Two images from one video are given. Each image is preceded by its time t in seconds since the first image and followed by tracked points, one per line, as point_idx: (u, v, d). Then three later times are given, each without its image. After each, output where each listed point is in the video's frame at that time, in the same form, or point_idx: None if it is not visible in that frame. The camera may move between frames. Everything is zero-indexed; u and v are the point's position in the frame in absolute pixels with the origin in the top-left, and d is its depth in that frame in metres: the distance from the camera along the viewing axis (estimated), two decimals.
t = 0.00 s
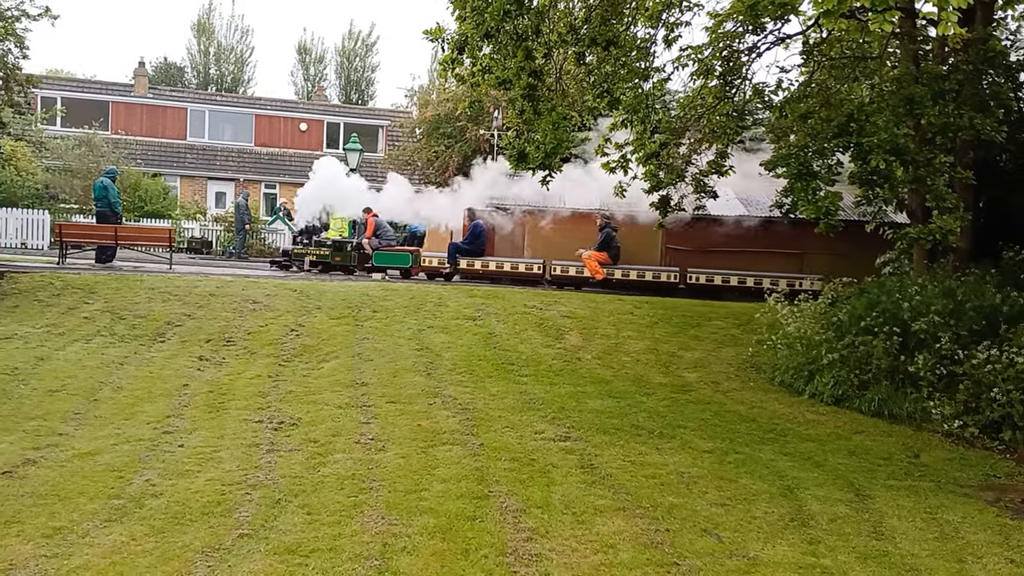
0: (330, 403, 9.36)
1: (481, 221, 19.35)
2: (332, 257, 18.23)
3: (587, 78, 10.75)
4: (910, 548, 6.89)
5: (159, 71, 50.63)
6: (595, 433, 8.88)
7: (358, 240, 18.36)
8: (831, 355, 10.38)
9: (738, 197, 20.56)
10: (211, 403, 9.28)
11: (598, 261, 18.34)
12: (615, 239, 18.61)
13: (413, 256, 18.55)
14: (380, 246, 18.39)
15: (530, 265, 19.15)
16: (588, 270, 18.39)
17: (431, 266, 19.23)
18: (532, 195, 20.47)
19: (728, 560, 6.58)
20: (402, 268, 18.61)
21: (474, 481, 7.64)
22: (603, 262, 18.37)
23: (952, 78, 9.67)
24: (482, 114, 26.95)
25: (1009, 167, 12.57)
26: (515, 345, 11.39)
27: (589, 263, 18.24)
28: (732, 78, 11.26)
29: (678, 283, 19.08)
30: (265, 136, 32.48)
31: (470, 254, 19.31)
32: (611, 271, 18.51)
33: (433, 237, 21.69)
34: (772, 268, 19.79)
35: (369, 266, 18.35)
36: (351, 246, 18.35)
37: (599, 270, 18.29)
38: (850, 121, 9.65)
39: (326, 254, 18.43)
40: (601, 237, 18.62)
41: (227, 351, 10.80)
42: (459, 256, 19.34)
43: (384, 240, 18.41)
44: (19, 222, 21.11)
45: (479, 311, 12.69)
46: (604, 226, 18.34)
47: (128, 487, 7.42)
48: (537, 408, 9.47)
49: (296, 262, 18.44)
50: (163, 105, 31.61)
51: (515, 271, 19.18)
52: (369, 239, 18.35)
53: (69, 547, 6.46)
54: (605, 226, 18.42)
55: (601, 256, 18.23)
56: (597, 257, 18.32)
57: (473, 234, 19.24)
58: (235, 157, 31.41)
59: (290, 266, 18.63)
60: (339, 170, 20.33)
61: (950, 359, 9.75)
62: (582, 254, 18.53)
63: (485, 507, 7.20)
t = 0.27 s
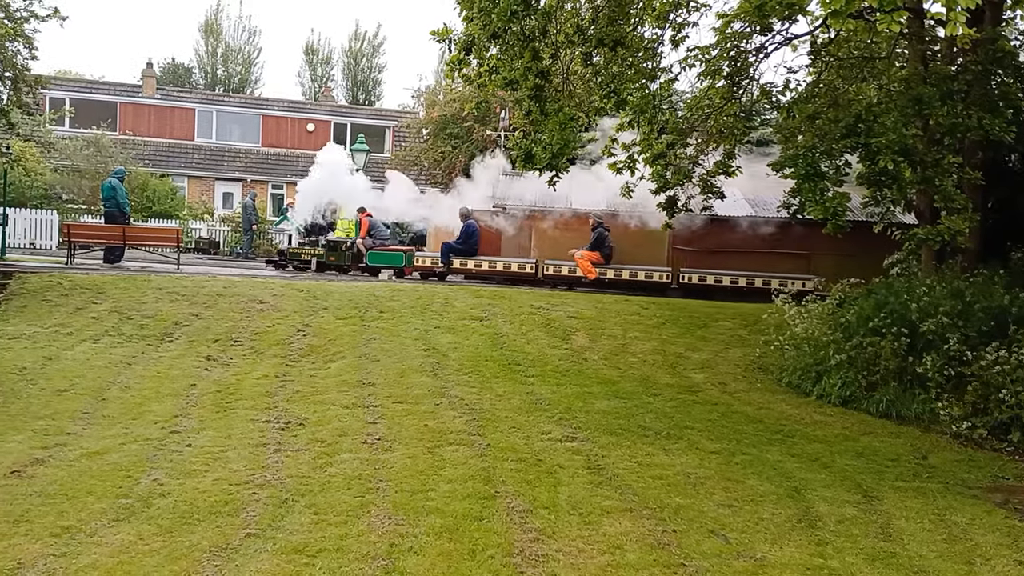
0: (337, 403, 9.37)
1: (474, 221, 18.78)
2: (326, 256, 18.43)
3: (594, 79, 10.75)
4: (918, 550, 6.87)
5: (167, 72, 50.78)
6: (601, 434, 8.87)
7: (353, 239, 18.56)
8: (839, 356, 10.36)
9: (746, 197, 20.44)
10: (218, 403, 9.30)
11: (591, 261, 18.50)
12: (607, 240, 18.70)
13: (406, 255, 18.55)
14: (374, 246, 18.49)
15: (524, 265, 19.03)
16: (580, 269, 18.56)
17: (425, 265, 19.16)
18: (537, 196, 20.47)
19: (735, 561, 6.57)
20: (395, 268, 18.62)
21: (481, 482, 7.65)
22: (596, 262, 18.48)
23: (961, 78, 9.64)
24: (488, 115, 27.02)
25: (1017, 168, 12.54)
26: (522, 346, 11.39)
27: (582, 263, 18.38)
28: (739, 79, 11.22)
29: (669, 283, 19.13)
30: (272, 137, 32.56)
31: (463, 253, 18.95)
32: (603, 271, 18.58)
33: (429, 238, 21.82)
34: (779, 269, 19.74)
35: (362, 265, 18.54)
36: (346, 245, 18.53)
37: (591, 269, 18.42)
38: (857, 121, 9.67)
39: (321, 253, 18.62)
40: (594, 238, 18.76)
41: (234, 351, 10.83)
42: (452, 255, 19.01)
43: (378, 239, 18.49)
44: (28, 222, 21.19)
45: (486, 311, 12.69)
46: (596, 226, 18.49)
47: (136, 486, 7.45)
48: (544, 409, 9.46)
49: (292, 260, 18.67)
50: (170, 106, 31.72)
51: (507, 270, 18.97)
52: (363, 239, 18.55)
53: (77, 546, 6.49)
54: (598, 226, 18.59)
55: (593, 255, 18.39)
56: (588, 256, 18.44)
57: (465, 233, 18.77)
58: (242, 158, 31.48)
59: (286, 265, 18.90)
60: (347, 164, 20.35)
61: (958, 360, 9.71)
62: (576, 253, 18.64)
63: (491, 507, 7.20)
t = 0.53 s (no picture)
0: (344, 403, 9.39)
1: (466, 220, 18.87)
2: (322, 256, 18.39)
3: (601, 79, 10.74)
4: (927, 551, 6.84)
5: (175, 73, 50.95)
6: (609, 435, 8.86)
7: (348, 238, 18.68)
8: (847, 357, 10.33)
9: (754, 198, 20.36)
10: (226, 403, 9.32)
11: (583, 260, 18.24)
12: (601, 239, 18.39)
13: (401, 255, 18.83)
14: (369, 246, 18.82)
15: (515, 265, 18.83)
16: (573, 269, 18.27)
17: (418, 265, 19.16)
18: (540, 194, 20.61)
19: (743, 562, 6.55)
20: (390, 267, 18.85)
21: (488, 482, 7.65)
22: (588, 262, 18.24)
23: (970, 78, 9.56)
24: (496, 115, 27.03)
25: None
26: (529, 346, 11.39)
27: (576, 263, 18.09)
28: (747, 79, 11.18)
29: (662, 283, 18.90)
30: (280, 137, 32.64)
31: (456, 253, 18.94)
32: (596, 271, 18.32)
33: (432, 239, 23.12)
34: (786, 269, 19.70)
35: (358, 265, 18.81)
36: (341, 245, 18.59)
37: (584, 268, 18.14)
38: (866, 121, 9.66)
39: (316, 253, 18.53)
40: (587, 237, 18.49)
41: (242, 351, 10.86)
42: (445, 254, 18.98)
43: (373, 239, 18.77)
44: (37, 222, 21.29)
45: (493, 312, 12.69)
46: (589, 226, 18.25)
47: (144, 486, 7.47)
48: (551, 409, 9.46)
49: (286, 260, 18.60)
50: (179, 106, 31.83)
51: (500, 270, 18.87)
52: (358, 238, 18.81)
53: (86, 546, 6.51)
54: (590, 225, 18.28)
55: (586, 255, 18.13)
56: (581, 256, 18.23)
57: (458, 232, 18.81)
58: (250, 158, 31.57)
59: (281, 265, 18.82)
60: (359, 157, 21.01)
61: (968, 361, 9.66)
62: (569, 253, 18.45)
63: (499, 508, 7.20)
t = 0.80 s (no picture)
0: (352, 403, 9.40)
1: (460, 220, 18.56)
2: (316, 254, 18.52)
3: (609, 79, 10.72)
4: (936, 554, 6.81)
5: (184, 73, 51.10)
6: (616, 436, 8.85)
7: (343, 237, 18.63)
8: (856, 358, 10.30)
9: (763, 198, 20.30)
10: (234, 403, 9.35)
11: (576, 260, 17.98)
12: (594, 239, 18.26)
13: (394, 255, 18.35)
14: (362, 245, 18.43)
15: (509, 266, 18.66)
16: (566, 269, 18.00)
17: (413, 264, 18.83)
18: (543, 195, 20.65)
19: (750, 564, 6.53)
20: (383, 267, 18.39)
21: (495, 482, 7.66)
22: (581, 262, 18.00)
23: (980, 79, 9.52)
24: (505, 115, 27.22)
25: None
26: (536, 347, 11.39)
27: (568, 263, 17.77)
28: (756, 79, 11.15)
29: (655, 283, 18.70)
30: (288, 137, 32.71)
31: (449, 253, 18.72)
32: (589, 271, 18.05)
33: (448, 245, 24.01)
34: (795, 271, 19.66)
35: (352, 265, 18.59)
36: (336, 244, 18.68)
37: (576, 267, 17.89)
38: (874, 122, 9.66)
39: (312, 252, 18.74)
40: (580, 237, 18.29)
41: (249, 351, 10.89)
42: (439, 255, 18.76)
43: (367, 238, 18.42)
44: (46, 222, 21.37)
45: (500, 312, 12.69)
46: (582, 226, 18.03)
47: (152, 485, 7.49)
48: (558, 410, 9.45)
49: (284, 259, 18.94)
50: (187, 106, 31.93)
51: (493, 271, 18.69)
52: (352, 237, 18.52)
53: (94, 545, 6.53)
54: (583, 225, 18.23)
55: (579, 255, 17.90)
56: (574, 256, 17.97)
57: (451, 233, 18.56)
58: (257, 158, 31.64)
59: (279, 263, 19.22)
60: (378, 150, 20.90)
61: (977, 363, 9.61)
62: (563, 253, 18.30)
63: (506, 508, 7.20)
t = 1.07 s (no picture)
0: (358, 403, 9.41)
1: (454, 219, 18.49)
2: (310, 254, 18.63)
3: (617, 79, 10.71)
4: (944, 556, 6.79)
5: (193, 74, 51.24)
6: (623, 436, 8.85)
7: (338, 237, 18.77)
8: (863, 360, 10.28)
9: (771, 199, 20.27)
10: (241, 402, 9.38)
11: (569, 260, 18.00)
12: (587, 238, 18.19)
13: (388, 254, 18.52)
14: (357, 244, 18.63)
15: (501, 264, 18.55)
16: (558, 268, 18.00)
17: (406, 263, 18.75)
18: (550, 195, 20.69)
19: (758, 566, 6.52)
20: (378, 266, 18.67)
21: (502, 482, 7.66)
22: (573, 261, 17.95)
23: (990, 79, 9.48)
24: (513, 120, 27.87)
25: None
26: (543, 347, 11.39)
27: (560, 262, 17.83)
28: (764, 80, 11.12)
29: (648, 284, 18.58)
30: (296, 138, 32.78)
31: (443, 252, 18.61)
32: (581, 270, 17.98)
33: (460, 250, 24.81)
34: (804, 273, 19.57)
35: (347, 264, 18.73)
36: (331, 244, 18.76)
37: (568, 267, 17.87)
38: (883, 123, 9.65)
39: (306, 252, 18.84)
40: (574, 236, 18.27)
41: (257, 350, 10.91)
42: (433, 254, 18.66)
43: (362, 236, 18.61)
44: (54, 222, 21.45)
45: (507, 313, 12.68)
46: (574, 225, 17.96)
47: (160, 484, 7.51)
48: (564, 411, 9.44)
49: (279, 258, 19.08)
50: (195, 107, 32.02)
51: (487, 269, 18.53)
52: (347, 236, 18.74)
53: (102, 543, 6.55)
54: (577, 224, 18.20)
55: (571, 254, 17.83)
56: (567, 255, 17.91)
57: (444, 231, 18.46)
58: (265, 158, 31.71)
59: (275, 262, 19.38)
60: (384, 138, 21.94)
61: (985, 364, 9.56)
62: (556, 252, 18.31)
63: (512, 509, 7.20)
